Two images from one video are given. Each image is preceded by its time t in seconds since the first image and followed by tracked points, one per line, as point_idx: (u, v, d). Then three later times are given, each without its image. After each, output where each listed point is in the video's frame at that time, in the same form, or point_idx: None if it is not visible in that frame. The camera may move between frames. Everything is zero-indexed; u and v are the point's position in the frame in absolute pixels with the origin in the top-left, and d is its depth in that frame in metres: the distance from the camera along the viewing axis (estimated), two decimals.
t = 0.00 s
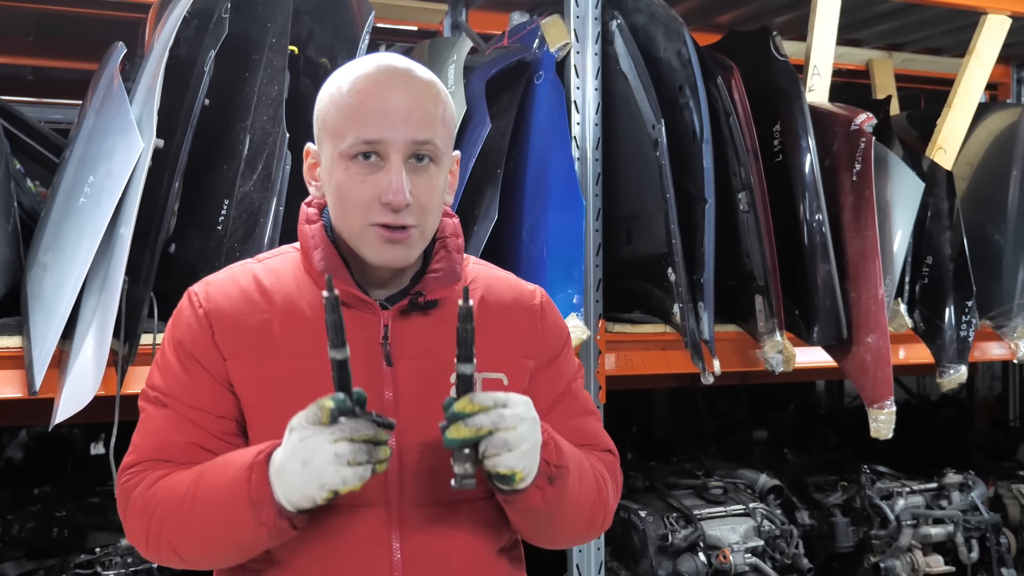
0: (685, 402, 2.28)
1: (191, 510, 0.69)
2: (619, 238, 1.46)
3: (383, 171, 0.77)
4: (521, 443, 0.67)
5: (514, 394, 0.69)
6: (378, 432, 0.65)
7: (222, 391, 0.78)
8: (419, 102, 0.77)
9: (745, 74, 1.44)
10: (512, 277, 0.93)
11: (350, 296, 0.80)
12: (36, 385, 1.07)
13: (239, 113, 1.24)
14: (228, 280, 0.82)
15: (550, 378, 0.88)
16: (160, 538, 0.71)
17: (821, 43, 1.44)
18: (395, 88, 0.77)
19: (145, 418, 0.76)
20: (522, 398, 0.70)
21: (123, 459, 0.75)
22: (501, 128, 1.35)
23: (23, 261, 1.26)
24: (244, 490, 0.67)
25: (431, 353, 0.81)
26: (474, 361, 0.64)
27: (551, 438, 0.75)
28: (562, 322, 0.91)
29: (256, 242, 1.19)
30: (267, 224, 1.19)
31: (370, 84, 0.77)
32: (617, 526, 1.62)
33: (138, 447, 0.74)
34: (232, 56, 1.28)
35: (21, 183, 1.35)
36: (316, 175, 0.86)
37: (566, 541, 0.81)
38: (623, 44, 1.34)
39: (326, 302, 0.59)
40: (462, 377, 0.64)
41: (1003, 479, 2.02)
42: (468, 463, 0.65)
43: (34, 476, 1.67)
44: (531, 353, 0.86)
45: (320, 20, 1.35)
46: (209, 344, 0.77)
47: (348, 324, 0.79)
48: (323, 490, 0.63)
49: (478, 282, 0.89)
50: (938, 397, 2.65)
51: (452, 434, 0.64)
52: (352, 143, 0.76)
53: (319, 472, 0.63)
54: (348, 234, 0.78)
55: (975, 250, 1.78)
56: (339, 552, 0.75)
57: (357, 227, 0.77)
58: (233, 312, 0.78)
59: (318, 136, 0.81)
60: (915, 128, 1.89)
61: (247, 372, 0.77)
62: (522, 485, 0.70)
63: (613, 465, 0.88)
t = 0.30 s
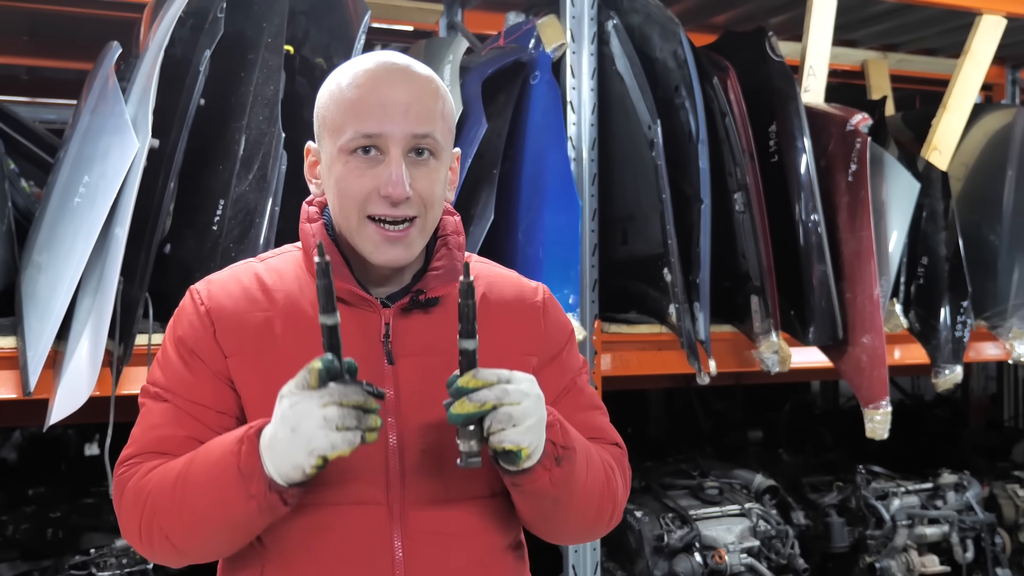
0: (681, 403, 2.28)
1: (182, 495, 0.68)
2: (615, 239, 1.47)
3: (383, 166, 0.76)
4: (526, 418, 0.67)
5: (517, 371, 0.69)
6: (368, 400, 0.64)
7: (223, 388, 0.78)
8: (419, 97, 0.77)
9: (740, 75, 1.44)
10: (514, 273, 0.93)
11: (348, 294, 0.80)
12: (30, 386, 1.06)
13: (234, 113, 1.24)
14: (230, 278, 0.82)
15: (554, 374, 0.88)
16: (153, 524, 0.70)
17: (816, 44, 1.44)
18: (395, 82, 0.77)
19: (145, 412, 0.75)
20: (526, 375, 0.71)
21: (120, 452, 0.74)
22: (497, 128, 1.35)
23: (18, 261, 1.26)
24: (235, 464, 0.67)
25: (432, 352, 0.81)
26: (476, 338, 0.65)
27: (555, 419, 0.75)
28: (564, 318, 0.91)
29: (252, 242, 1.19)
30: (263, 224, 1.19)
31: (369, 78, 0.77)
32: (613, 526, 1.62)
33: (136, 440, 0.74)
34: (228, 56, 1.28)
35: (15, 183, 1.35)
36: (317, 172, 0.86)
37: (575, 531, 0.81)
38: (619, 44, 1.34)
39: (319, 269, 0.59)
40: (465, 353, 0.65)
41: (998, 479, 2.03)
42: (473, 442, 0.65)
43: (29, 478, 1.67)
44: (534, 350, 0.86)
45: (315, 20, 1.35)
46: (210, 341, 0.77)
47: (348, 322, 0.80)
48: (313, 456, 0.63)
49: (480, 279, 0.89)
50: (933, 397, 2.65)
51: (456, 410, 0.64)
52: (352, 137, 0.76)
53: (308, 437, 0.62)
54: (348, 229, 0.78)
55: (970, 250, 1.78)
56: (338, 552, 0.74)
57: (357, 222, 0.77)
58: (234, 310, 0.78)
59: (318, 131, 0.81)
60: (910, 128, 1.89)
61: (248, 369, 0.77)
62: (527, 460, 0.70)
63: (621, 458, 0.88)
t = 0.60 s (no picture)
0: (675, 403, 2.29)
1: (190, 502, 0.69)
2: (610, 238, 1.46)
3: (386, 170, 0.76)
4: (524, 429, 0.67)
5: (516, 380, 0.69)
6: (373, 416, 0.63)
7: (226, 389, 0.78)
8: (423, 101, 0.77)
9: (736, 74, 1.44)
10: (518, 275, 0.93)
11: (350, 294, 0.80)
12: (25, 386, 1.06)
13: (229, 112, 1.23)
14: (232, 278, 0.83)
15: (556, 376, 0.88)
16: (160, 531, 0.70)
17: (811, 43, 1.44)
18: (398, 86, 0.76)
19: (149, 415, 0.76)
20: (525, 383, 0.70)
21: (126, 457, 0.75)
22: (492, 127, 1.34)
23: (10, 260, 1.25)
24: (241, 479, 0.67)
25: (434, 353, 0.81)
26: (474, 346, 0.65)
27: (554, 427, 0.75)
28: (568, 319, 0.92)
29: (247, 242, 1.18)
30: (258, 223, 1.19)
31: (373, 83, 0.76)
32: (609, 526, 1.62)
33: (141, 444, 0.74)
34: (223, 54, 1.28)
35: (8, 182, 1.34)
36: (320, 175, 0.86)
37: (575, 534, 0.81)
38: (614, 44, 1.35)
39: (320, 284, 0.60)
40: (463, 362, 0.65)
41: (992, 479, 2.03)
42: (471, 451, 0.66)
43: (22, 478, 1.66)
44: (537, 352, 0.86)
45: (310, 18, 1.34)
46: (213, 342, 0.78)
47: (349, 323, 0.80)
48: (318, 475, 0.63)
49: (483, 280, 0.89)
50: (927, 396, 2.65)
51: (453, 420, 0.64)
52: (355, 141, 0.76)
53: (312, 456, 0.62)
54: (350, 232, 0.78)
55: (965, 250, 1.79)
56: (339, 550, 0.74)
57: (359, 226, 0.77)
58: (236, 311, 0.79)
59: (322, 135, 0.81)
60: (905, 128, 1.90)
61: (251, 370, 0.78)
62: (526, 471, 0.70)
63: (622, 462, 0.88)
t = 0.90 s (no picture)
0: (669, 400, 2.27)
1: (190, 499, 0.69)
2: (605, 238, 1.45)
3: (389, 166, 0.76)
4: (530, 428, 0.67)
5: (522, 380, 0.70)
6: (373, 406, 0.64)
7: (229, 386, 0.78)
8: (426, 97, 0.77)
9: (731, 74, 1.44)
10: (519, 274, 0.93)
11: (353, 292, 0.80)
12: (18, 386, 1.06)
13: (223, 110, 1.22)
14: (235, 276, 0.83)
15: (557, 376, 0.88)
16: (159, 526, 0.71)
17: (805, 43, 1.45)
18: (402, 82, 0.76)
19: (152, 412, 0.76)
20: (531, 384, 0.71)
21: (127, 452, 0.75)
22: (488, 127, 1.34)
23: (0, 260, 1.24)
24: (240, 469, 0.68)
25: (435, 351, 0.81)
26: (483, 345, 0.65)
27: (559, 428, 0.76)
28: (569, 319, 0.92)
29: (241, 241, 1.19)
30: (252, 223, 1.19)
31: (376, 78, 0.76)
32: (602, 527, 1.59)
33: (143, 440, 0.75)
34: (217, 54, 1.27)
35: None
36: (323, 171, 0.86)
37: (573, 538, 0.81)
38: (609, 43, 1.35)
39: (324, 275, 0.60)
40: (471, 360, 0.65)
41: (986, 478, 2.04)
42: (476, 449, 0.66)
43: (15, 478, 1.66)
44: (538, 351, 0.86)
45: (305, 17, 1.34)
46: (216, 341, 0.78)
47: (352, 320, 0.80)
48: (317, 463, 0.64)
49: (485, 279, 0.89)
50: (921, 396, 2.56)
51: (459, 417, 0.64)
52: (359, 137, 0.76)
53: (312, 443, 0.63)
54: (353, 228, 0.78)
55: (959, 249, 1.79)
56: (342, 548, 0.75)
57: (362, 222, 0.77)
58: (239, 309, 0.79)
59: (325, 130, 0.81)
60: (899, 128, 1.90)
61: (253, 368, 0.78)
62: (529, 468, 0.70)
63: (623, 463, 0.88)
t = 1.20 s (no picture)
0: (663, 401, 2.26)
1: (195, 516, 0.70)
2: (599, 238, 1.45)
3: (390, 172, 0.76)
4: (530, 453, 0.68)
5: (523, 403, 0.70)
6: (381, 453, 0.67)
7: (230, 389, 0.78)
8: (428, 103, 0.77)
9: (725, 74, 1.44)
10: (520, 276, 0.93)
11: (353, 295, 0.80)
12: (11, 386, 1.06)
13: (217, 110, 1.22)
14: (236, 277, 0.83)
15: (557, 378, 0.88)
16: (164, 540, 0.71)
17: (799, 43, 1.45)
18: (404, 87, 0.76)
19: (153, 417, 0.76)
20: (532, 406, 0.72)
21: (131, 457, 0.75)
22: (482, 127, 1.32)
23: None
24: (247, 502, 0.68)
25: (435, 353, 0.81)
26: (484, 372, 0.65)
27: (559, 445, 0.76)
28: (570, 320, 0.92)
29: (236, 242, 1.18)
30: (248, 223, 1.19)
31: (378, 83, 0.76)
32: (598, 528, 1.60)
33: (146, 445, 0.75)
34: (211, 53, 1.27)
35: None
36: (324, 173, 0.86)
37: (572, 543, 0.81)
38: (604, 43, 1.34)
39: (337, 326, 0.61)
40: (471, 387, 0.65)
41: (979, 477, 2.05)
42: (477, 472, 0.67)
43: (8, 479, 1.66)
44: (538, 353, 0.86)
45: (299, 17, 1.34)
46: (217, 343, 0.77)
47: (352, 322, 0.80)
48: (324, 509, 0.65)
49: (486, 280, 0.89)
50: (912, 396, 2.50)
51: (461, 444, 0.65)
52: (360, 142, 0.76)
53: (320, 491, 0.64)
54: (354, 233, 0.78)
55: (952, 249, 1.80)
56: (342, 545, 0.76)
57: (363, 228, 0.77)
58: (240, 311, 0.79)
59: (326, 133, 0.81)
60: (892, 128, 1.91)
61: (253, 370, 0.78)
62: (531, 493, 0.71)
63: (622, 465, 0.88)
